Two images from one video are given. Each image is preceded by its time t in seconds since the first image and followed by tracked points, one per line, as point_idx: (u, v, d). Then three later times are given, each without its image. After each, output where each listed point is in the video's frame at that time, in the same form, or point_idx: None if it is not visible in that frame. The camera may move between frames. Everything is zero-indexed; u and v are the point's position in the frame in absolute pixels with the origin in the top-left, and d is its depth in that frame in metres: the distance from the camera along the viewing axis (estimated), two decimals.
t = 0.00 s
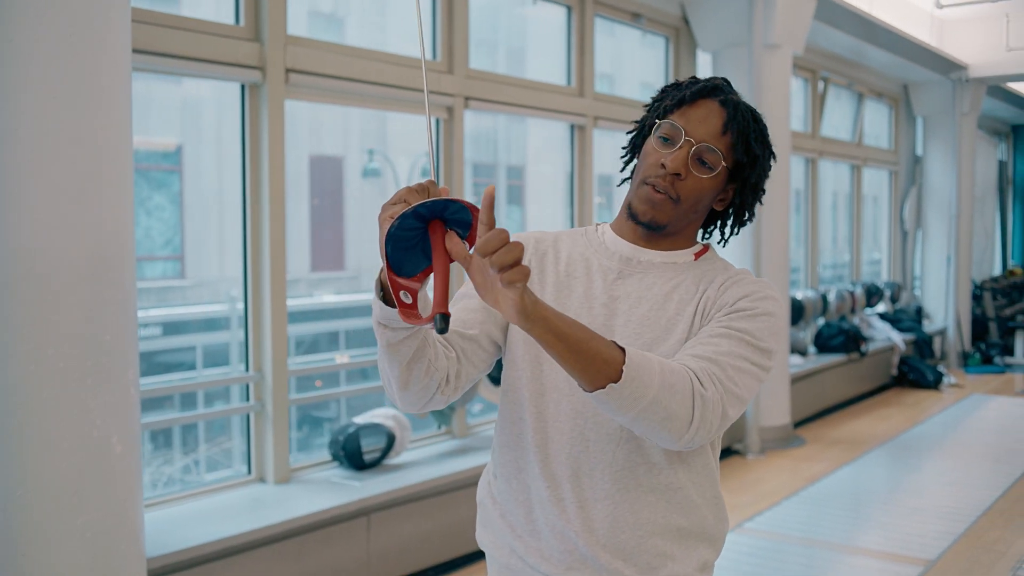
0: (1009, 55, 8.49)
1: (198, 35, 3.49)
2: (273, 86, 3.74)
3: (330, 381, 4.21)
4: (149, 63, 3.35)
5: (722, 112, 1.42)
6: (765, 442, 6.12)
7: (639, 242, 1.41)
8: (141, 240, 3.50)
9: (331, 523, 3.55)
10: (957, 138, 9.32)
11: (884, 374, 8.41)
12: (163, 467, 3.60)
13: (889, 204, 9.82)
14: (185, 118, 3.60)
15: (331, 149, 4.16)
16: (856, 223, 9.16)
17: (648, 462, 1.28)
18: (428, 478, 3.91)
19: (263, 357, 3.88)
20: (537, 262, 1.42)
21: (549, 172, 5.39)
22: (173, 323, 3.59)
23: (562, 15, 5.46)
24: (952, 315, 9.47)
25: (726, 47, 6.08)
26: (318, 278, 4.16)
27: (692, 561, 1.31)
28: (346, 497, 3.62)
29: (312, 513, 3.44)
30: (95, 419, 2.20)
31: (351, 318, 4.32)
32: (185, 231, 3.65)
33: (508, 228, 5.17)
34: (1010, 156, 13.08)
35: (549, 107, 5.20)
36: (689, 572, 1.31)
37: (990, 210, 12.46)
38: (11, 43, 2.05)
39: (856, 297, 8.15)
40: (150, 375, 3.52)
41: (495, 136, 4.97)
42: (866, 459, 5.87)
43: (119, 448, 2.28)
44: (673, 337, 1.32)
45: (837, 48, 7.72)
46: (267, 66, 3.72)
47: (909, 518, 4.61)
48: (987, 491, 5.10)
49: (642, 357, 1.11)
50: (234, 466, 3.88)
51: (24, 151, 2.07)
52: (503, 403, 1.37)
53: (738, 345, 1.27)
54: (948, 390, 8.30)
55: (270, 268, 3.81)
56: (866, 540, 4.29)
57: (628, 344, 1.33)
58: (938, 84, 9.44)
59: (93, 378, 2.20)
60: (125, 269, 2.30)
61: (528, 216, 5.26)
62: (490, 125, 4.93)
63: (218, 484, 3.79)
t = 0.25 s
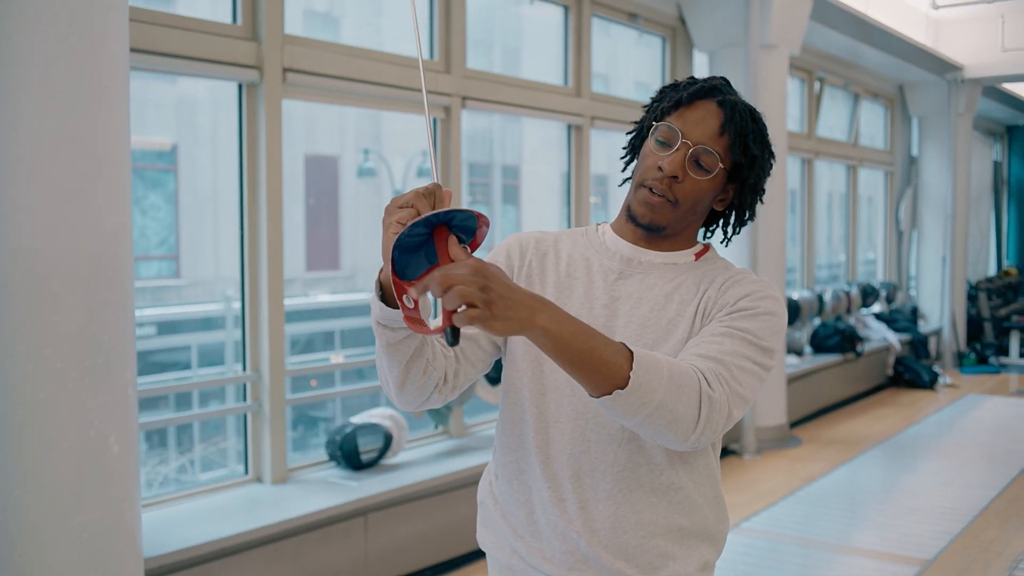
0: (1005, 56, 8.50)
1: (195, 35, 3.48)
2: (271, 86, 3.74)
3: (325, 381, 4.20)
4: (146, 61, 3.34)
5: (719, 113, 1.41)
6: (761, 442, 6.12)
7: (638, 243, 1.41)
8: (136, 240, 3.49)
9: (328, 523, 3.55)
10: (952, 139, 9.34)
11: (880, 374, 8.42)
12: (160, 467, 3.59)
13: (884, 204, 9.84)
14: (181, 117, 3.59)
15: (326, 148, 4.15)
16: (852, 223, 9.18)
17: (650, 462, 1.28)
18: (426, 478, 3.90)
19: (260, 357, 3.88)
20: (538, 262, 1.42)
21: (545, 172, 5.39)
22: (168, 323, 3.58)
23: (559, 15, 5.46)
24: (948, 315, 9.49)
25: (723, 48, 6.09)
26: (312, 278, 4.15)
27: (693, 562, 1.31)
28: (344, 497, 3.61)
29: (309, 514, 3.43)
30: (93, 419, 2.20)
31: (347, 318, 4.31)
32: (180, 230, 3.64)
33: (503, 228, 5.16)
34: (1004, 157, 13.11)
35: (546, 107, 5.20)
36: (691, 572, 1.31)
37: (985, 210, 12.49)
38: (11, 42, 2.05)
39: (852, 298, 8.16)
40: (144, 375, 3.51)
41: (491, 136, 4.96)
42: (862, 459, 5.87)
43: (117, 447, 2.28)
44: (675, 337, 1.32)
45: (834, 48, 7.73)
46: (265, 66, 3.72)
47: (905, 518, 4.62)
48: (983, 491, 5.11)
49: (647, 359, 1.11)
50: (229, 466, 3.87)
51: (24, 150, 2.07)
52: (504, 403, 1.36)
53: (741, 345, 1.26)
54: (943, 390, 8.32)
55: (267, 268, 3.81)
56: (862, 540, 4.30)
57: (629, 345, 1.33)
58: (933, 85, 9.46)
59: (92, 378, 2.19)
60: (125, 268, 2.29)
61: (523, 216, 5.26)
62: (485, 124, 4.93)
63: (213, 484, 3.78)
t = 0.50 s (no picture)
0: (1002, 57, 8.52)
1: (194, 35, 3.48)
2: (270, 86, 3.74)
3: (322, 383, 4.18)
4: (144, 62, 3.33)
5: (722, 114, 1.41)
6: (759, 443, 6.13)
7: (642, 244, 1.40)
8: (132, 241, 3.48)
9: (327, 525, 3.54)
10: (949, 140, 9.36)
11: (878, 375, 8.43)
12: (157, 468, 3.59)
13: (882, 205, 9.86)
14: (178, 118, 3.58)
15: (323, 149, 4.14)
16: (849, 224, 9.19)
17: (653, 464, 1.28)
18: (425, 479, 3.90)
19: (258, 359, 3.87)
20: (542, 264, 1.42)
21: (543, 172, 5.39)
22: (165, 324, 3.57)
23: (557, 16, 5.47)
24: (945, 316, 9.51)
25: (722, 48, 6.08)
26: (309, 279, 4.14)
27: (696, 564, 1.31)
28: (343, 499, 3.61)
29: (309, 515, 3.42)
30: (91, 421, 2.19)
31: (344, 318, 4.31)
32: (176, 232, 3.63)
33: (499, 228, 5.16)
34: (1001, 158, 13.13)
35: (544, 107, 5.20)
36: (694, 574, 1.30)
37: (982, 211, 12.51)
38: (10, 42, 2.04)
39: (850, 299, 8.16)
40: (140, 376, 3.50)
41: (488, 137, 4.96)
42: (859, 460, 5.88)
43: (115, 449, 2.27)
44: (677, 339, 1.32)
45: (831, 49, 7.74)
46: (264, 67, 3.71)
47: (903, 520, 4.62)
48: (981, 492, 5.11)
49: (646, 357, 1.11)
50: (225, 467, 3.86)
51: (23, 150, 2.06)
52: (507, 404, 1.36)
53: (744, 343, 1.26)
54: (941, 391, 8.33)
55: (266, 269, 3.81)
56: (860, 541, 4.30)
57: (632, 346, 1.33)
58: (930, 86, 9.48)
59: (90, 379, 2.19)
60: (123, 269, 2.28)
61: (519, 217, 5.26)
62: (482, 126, 4.93)
63: (210, 486, 3.77)
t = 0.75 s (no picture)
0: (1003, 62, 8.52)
1: (196, 35, 3.47)
2: (273, 87, 3.74)
3: (321, 384, 4.18)
4: (146, 61, 3.33)
5: (732, 118, 1.41)
6: (759, 446, 6.13)
7: (649, 247, 1.40)
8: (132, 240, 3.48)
9: (328, 525, 3.54)
10: (950, 144, 9.37)
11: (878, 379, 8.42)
12: (156, 468, 3.58)
13: (882, 208, 9.86)
14: (178, 118, 3.58)
15: (322, 149, 4.13)
16: (849, 228, 9.20)
17: (660, 468, 1.28)
18: (425, 481, 3.89)
19: (259, 359, 3.88)
20: (550, 267, 1.42)
21: (544, 174, 5.40)
22: (164, 323, 3.56)
23: (560, 18, 5.48)
24: (944, 320, 9.51)
25: (724, 51, 6.08)
26: (309, 279, 4.13)
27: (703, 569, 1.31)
28: (344, 499, 3.60)
29: (309, 516, 3.42)
30: (92, 421, 2.19)
31: (343, 319, 4.30)
32: (176, 231, 3.63)
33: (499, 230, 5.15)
34: (1001, 163, 13.14)
35: (545, 109, 5.21)
36: None
37: (982, 215, 12.52)
38: (12, 42, 2.04)
39: (850, 302, 8.17)
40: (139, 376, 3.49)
41: (488, 138, 4.96)
42: (859, 464, 5.88)
43: (117, 449, 2.27)
44: (685, 343, 1.32)
45: (833, 53, 7.75)
46: (267, 67, 3.71)
47: (903, 523, 4.62)
48: (981, 497, 5.11)
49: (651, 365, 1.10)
50: (224, 467, 3.85)
51: (24, 150, 2.06)
52: (513, 406, 1.36)
53: (752, 349, 1.26)
54: (940, 395, 8.33)
55: (268, 269, 3.81)
56: (860, 545, 4.30)
57: (640, 350, 1.32)
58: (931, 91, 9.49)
59: (91, 380, 2.18)
60: (124, 269, 2.28)
61: (520, 218, 5.26)
62: (483, 128, 4.93)
63: (209, 485, 3.76)
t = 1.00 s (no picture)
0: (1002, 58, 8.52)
1: (194, 31, 3.46)
2: (272, 82, 3.73)
3: (319, 380, 4.17)
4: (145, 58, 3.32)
5: (736, 113, 1.41)
6: (759, 442, 6.13)
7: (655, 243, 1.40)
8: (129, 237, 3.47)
9: (328, 522, 3.54)
10: (949, 140, 9.37)
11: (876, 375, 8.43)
12: (156, 465, 3.58)
13: (881, 204, 9.87)
14: (176, 114, 3.57)
15: (320, 145, 4.12)
16: (848, 224, 9.20)
17: (667, 465, 1.28)
18: (425, 477, 3.89)
19: (259, 356, 3.88)
20: (555, 265, 1.42)
21: (543, 171, 5.39)
22: (162, 320, 3.56)
23: (559, 14, 5.48)
24: (943, 316, 9.52)
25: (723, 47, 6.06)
26: (307, 275, 4.12)
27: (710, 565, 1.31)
28: (344, 496, 3.60)
29: (309, 512, 3.42)
30: (92, 418, 2.18)
31: (341, 315, 4.30)
32: (174, 228, 3.62)
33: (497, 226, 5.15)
34: (999, 158, 13.15)
35: (545, 105, 5.20)
36: None
37: (980, 211, 12.53)
38: (11, 38, 2.03)
39: (849, 298, 8.17)
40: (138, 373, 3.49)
41: (486, 134, 4.95)
42: (858, 460, 5.89)
43: (117, 446, 2.26)
44: (691, 340, 1.32)
45: (832, 49, 7.75)
46: (266, 63, 3.71)
47: (902, 519, 4.63)
48: (979, 492, 5.12)
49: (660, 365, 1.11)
50: (222, 463, 3.85)
51: (24, 149, 2.05)
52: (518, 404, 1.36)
53: (759, 347, 1.26)
54: (939, 391, 8.35)
55: (267, 265, 3.81)
56: (860, 540, 4.30)
57: (645, 347, 1.32)
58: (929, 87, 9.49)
59: (92, 376, 2.18)
60: (124, 265, 2.27)
61: (518, 215, 5.25)
62: (481, 124, 4.92)
63: (208, 482, 3.76)
